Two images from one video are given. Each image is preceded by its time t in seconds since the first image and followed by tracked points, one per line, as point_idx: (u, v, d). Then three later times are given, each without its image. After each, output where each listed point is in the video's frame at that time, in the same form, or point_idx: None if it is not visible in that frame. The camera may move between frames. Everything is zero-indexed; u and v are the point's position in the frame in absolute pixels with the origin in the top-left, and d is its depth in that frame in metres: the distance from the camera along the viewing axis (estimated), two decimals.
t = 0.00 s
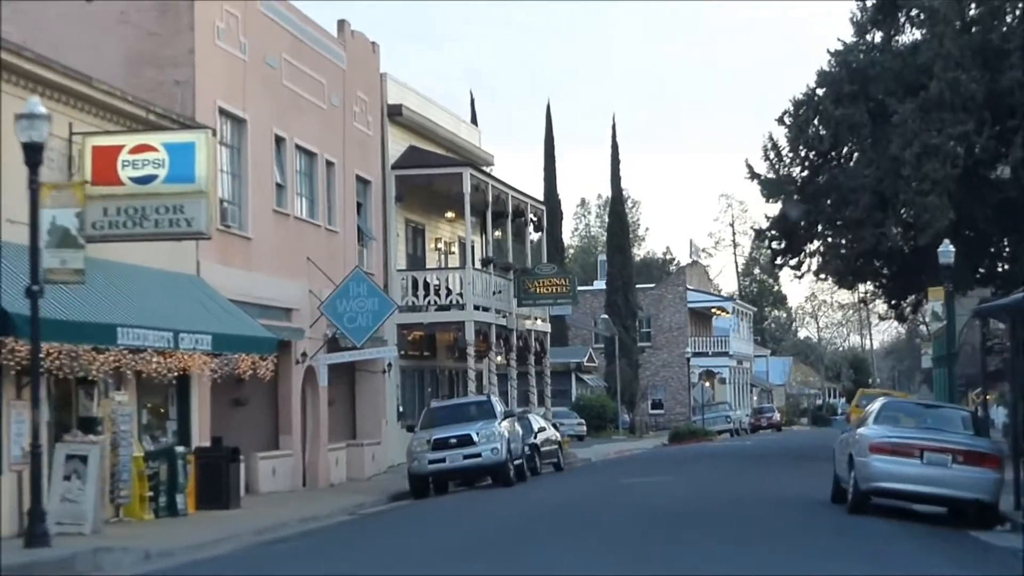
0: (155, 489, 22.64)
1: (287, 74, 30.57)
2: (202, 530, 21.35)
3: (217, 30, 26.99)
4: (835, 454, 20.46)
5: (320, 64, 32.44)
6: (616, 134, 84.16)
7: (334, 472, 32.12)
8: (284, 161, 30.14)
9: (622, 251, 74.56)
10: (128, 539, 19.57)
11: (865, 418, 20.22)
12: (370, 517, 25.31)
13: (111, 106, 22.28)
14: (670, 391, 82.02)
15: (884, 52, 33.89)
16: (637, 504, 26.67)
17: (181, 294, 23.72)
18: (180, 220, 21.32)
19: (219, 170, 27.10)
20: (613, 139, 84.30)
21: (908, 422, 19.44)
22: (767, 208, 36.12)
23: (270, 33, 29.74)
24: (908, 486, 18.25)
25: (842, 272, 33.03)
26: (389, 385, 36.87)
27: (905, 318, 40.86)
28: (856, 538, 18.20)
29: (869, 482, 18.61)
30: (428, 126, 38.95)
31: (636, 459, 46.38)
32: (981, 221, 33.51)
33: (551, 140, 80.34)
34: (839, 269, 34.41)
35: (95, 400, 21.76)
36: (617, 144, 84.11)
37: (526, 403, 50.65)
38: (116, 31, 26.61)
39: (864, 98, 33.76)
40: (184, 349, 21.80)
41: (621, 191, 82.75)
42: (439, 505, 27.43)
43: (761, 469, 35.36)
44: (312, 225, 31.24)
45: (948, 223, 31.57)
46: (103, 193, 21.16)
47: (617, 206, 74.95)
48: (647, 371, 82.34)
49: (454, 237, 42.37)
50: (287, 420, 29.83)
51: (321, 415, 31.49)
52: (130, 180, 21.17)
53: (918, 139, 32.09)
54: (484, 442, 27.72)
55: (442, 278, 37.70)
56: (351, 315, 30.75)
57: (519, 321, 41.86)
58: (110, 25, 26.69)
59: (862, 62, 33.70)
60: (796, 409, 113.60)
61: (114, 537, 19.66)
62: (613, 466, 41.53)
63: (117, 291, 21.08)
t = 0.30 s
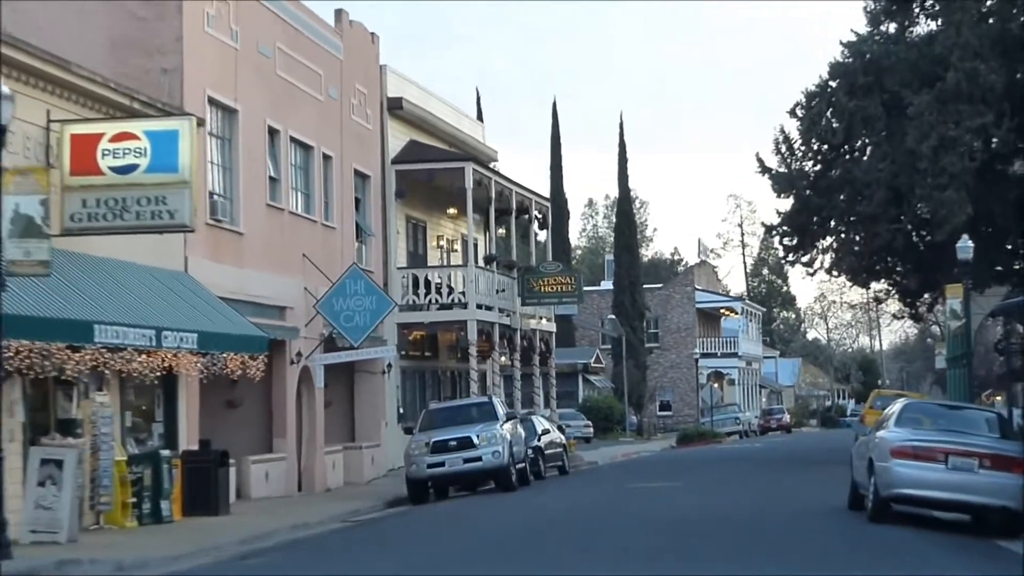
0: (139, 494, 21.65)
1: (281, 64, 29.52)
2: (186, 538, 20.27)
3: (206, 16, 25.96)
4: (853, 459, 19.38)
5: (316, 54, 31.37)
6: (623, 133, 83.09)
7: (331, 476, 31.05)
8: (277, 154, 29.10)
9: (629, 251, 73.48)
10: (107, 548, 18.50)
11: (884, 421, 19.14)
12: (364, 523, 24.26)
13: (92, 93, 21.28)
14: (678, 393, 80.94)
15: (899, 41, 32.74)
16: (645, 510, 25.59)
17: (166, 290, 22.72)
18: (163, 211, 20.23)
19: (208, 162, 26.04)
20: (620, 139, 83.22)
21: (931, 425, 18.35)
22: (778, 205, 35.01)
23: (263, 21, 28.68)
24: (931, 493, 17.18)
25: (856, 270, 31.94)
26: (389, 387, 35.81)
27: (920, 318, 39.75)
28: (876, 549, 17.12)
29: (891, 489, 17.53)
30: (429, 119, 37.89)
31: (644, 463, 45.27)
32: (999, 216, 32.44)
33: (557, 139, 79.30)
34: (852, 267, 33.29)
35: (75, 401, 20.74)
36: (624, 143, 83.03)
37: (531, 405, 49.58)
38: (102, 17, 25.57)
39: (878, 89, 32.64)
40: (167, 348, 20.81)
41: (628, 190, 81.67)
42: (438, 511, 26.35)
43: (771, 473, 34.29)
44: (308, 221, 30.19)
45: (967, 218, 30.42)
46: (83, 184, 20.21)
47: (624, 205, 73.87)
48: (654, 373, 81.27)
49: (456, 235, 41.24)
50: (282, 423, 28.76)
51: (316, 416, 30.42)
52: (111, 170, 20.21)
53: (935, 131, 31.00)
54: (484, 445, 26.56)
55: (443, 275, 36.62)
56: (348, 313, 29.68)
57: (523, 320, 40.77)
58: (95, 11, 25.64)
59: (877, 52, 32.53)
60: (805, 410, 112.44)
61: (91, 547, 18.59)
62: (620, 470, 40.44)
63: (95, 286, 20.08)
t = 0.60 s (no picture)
0: (107, 501, 20.38)
1: (268, 51, 28.26)
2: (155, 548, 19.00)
3: None
4: (868, 464, 18.11)
5: (304, 41, 30.11)
6: (624, 130, 81.79)
7: (318, 480, 29.81)
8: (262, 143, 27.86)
9: (631, 250, 72.20)
10: (69, 559, 17.31)
11: (901, 423, 17.88)
12: (349, 531, 22.96)
13: (58, 74, 20.06)
14: (680, 393, 79.68)
15: (911, 29, 31.47)
16: (646, 516, 24.35)
17: (138, 286, 21.54)
18: (131, 200, 18.99)
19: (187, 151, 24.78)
20: (622, 136, 81.91)
21: (952, 427, 17.08)
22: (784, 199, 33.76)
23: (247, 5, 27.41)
24: (953, 500, 15.94)
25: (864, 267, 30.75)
26: (380, 387, 34.57)
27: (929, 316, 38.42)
28: (894, 561, 15.83)
29: (910, 495, 16.28)
30: (422, 111, 36.58)
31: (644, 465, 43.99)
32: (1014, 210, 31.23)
33: (557, 136, 78.02)
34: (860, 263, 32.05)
35: (38, 401, 19.78)
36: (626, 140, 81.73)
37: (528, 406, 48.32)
38: None
39: (888, 78, 31.36)
40: (136, 345, 19.68)
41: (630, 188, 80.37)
42: (429, 517, 25.12)
43: (776, 477, 33.02)
44: (295, 214, 28.93)
45: (980, 212, 29.21)
46: (48, 169, 19.06)
47: (626, 203, 72.58)
48: (656, 373, 80.00)
49: (452, 231, 39.82)
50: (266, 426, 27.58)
51: (303, 418, 29.21)
52: (76, 155, 19.04)
53: (947, 121, 29.77)
54: (476, 448, 25.33)
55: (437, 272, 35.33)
56: (336, 311, 28.42)
57: (520, 319, 39.48)
58: None
59: (887, 40, 31.25)
60: (809, 411, 111.22)
61: (49, 557, 17.37)
62: (620, 472, 39.21)
63: (58, 280, 18.95)
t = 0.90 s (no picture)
0: (33, 484, 19.31)
1: (206, 13, 27.10)
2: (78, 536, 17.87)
3: None
4: (837, 439, 17.08)
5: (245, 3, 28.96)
6: (581, 103, 80.67)
7: (264, 461, 28.71)
8: (199, 109, 26.74)
9: (588, 223, 71.13)
10: None
11: (873, 396, 16.85)
12: (290, 513, 21.84)
13: None
14: (639, 367, 78.49)
15: None
16: (604, 496, 23.29)
17: (63, 255, 20.44)
18: (53, 163, 17.92)
19: (119, 116, 23.61)
20: (579, 108, 80.80)
21: (929, 401, 16.05)
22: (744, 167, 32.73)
23: None
24: (930, 478, 14.93)
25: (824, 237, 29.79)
26: (329, 362, 33.44)
27: (894, 286, 37.45)
28: (866, 544, 14.79)
29: (883, 474, 15.26)
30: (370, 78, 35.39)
31: (602, 441, 42.97)
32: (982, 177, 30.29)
33: (513, 108, 76.85)
34: (823, 233, 31.08)
35: None
36: (582, 112, 80.62)
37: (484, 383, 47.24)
38: None
39: (851, 40, 30.36)
40: (62, 319, 18.61)
41: (587, 161, 79.28)
42: (377, 498, 24.02)
43: (737, 454, 32.03)
44: (234, 184, 27.81)
45: (947, 177, 28.28)
46: None
47: (582, 176, 71.51)
48: (614, 348, 79.03)
49: (404, 202, 38.62)
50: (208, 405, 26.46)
51: (247, 395, 28.12)
52: None
53: (913, 84, 28.79)
54: (426, 427, 24.21)
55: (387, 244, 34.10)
56: (280, 283, 27.31)
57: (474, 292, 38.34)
58: None
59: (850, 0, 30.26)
60: (768, 385, 110.47)
61: None
62: (578, 449, 38.17)
63: None
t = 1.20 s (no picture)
0: None
1: (174, 8, 25.86)
2: (14, 559, 16.61)
3: None
4: (833, 467, 15.84)
5: None
6: (567, 119, 79.51)
7: (226, 479, 27.47)
8: (165, 107, 25.49)
9: (572, 240, 69.90)
10: None
11: (873, 422, 15.58)
12: (248, 537, 20.58)
13: None
14: (621, 389, 77.49)
15: None
16: (582, 523, 22.01)
17: (12, 257, 19.16)
18: None
19: (77, 112, 22.35)
20: (565, 125, 79.59)
21: (933, 428, 14.80)
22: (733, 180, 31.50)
23: None
24: (935, 514, 13.69)
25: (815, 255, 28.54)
26: (299, 378, 32.15)
27: (886, 307, 36.22)
28: None
29: (887, 510, 14.00)
30: (347, 82, 34.16)
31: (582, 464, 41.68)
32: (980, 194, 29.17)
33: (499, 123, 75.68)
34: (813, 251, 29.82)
35: None
36: (569, 128, 79.41)
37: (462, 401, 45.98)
38: None
39: (847, 49, 29.22)
40: None
41: (573, 178, 78.07)
42: (341, 522, 22.73)
43: (721, 480, 30.81)
44: (200, 187, 26.55)
45: (945, 192, 27.14)
46: None
47: (567, 193, 70.29)
48: (597, 368, 77.79)
49: (382, 213, 37.35)
50: (167, 420, 25.13)
51: (210, 411, 26.82)
52: None
53: (911, 94, 27.66)
54: (395, 448, 22.97)
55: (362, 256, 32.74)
56: (246, 293, 26.06)
57: (452, 307, 37.00)
58: None
59: (847, 7, 29.13)
60: (752, 408, 109.27)
61: None
62: (557, 472, 36.92)
63: None
